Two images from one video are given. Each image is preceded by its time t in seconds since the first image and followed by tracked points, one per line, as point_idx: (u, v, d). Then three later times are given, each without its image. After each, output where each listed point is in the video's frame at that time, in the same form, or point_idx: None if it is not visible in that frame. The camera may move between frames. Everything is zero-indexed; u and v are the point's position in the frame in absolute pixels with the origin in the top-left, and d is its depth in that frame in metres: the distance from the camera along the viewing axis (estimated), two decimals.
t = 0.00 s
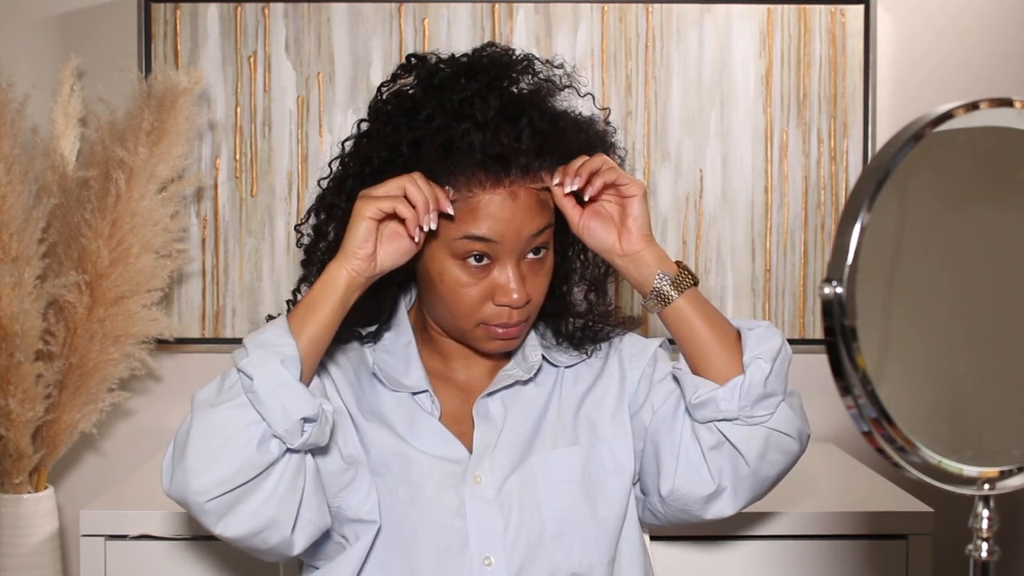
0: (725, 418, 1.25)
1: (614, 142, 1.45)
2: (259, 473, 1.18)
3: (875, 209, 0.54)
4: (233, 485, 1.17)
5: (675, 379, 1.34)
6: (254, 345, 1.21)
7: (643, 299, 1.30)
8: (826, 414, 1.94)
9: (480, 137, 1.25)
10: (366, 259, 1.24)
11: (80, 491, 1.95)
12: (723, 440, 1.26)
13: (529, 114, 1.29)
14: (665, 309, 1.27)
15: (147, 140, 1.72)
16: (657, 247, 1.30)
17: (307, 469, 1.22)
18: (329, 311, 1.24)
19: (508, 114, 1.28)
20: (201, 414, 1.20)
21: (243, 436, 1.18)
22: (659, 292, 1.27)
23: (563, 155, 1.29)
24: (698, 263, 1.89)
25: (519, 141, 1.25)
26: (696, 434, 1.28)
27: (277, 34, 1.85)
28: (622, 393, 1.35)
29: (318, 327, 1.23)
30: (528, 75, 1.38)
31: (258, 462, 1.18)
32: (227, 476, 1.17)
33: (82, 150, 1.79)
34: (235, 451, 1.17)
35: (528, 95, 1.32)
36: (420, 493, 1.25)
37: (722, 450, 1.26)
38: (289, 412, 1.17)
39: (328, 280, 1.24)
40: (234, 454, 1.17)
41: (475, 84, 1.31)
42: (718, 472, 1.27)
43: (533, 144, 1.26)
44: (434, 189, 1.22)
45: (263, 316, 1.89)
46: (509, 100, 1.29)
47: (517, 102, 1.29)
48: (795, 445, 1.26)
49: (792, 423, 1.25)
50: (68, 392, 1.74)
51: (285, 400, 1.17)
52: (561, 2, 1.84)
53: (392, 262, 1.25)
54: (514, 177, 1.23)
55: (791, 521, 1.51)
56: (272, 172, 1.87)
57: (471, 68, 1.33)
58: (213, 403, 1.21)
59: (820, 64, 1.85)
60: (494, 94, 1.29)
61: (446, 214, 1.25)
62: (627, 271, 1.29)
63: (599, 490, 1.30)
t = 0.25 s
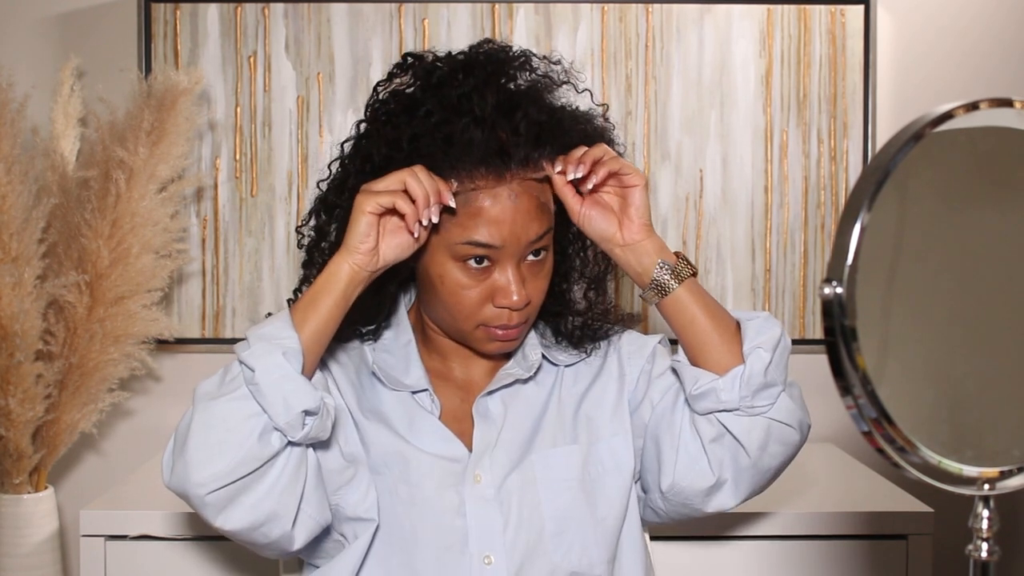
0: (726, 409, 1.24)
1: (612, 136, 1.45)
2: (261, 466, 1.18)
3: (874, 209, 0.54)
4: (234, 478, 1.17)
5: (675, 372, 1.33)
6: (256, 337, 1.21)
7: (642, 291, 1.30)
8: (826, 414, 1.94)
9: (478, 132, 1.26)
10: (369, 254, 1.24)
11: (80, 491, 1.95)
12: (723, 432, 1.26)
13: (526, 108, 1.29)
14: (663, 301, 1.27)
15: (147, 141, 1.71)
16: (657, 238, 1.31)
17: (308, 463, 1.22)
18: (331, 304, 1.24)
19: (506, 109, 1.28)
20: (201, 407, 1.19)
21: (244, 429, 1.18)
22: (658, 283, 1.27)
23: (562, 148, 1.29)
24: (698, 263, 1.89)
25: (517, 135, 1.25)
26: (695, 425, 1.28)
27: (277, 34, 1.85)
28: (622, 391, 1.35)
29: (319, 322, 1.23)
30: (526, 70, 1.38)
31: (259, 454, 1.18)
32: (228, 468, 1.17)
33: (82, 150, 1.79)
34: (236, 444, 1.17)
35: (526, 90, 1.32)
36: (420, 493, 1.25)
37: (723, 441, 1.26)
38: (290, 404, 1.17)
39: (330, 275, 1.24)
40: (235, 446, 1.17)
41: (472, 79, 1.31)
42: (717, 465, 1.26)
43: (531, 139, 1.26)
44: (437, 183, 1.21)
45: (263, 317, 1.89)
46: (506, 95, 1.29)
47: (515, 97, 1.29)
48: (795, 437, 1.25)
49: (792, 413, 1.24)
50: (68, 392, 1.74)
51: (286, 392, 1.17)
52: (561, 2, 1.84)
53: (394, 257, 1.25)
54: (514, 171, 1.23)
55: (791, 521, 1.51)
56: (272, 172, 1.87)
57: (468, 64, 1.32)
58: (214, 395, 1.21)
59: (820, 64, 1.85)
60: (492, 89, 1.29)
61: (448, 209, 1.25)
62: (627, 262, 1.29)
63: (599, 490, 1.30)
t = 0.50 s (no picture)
0: (724, 418, 1.24)
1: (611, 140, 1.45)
2: (258, 471, 1.18)
3: (874, 209, 0.54)
4: (232, 484, 1.18)
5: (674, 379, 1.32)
6: (254, 343, 1.21)
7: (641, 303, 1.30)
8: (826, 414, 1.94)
9: (477, 138, 1.25)
10: (365, 262, 1.24)
11: (80, 491, 1.95)
12: (722, 440, 1.26)
13: (525, 114, 1.29)
14: (662, 311, 1.27)
15: (148, 141, 1.72)
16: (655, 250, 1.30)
17: (304, 469, 1.23)
18: (327, 311, 1.24)
19: (506, 114, 1.28)
20: (199, 413, 1.20)
21: (242, 434, 1.18)
22: (656, 293, 1.27)
23: (561, 156, 1.29)
24: (698, 263, 1.89)
25: (516, 141, 1.25)
26: (694, 433, 1.28)
27: (277, 34, 1.85)
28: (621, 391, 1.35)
29: (317, 327, 1.23)
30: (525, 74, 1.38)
31: (257, 460, 1.18)
32: (224, 473, 1.17)
33: (82, 150, 1.79)
34: (234, 449, 1.17)
35: (525, 94, 1.32)
36: (419, 493, 1.25)
37: (722, 451, 1.26)
38: (288, 410, 1.17)
39: (327, 282, 1.24)
40: (232, 452, 1.17)
41: (471, 84, 1.30)
42: (718, 472, 1.27)
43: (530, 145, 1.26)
44: (434, 194, 1.21)
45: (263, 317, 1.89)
46: (505, 100, 1.29)
47: (514, 102, 1.29)
48: (794, 445, 1.25)
49: (790, 422, 1.24)
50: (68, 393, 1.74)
51: (283, 398, 1.17)
52: (561, 2, 1.84)
53: (389, 266, 1.25)
54: (509, 176, 1.23)
55: (791, 521, 1.51)
56: (272, 173, 1.87)
57: (467, 68, 1.32)
58: (212, 401, 1.21)
59: (820, 64, 1.85)
60: (492, 94, 1.29)
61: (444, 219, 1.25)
62: (625, 274, 1.29)
63: (599, 490, 1.30)
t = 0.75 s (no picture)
0: (726, 418, 1.24)
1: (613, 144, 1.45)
2: (257, 469, 1.18)
3: (875, 209, 0.54)
4: (231, 482, 1.17)
5: (675, 380, 1.33)
6: (253, 342, 1.21)
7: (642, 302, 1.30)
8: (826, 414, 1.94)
9: (479, 138, 1.25)
10: (365, 262, 1.24)
11: (80, 491, 1.95)
12: (723, 440, 1.26)
13: (527, 115, 1.29)
14: (663, 311, 1.27)
15: (147, 140, 1.72)
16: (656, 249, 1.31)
17: (303, 468, 1.23)
18: (327, 310, 1.24)
19: (507, 115, 1.28)
20: (198, 411, 1.19)
21: (241, 433, 1.18)
22: (658, 294, 1.27)
23: (563, 157, 1.29)
24: (698, 263, 1.89)
25: (518, 142, 1.25)
26: (696, 433, 1.28)
27: (277, 34, 1.85)
28: (622, 391, 1.35)
29: (317, 326, 1.23)
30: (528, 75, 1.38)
31: (256, 459, 1.18)
32: (223, 472, 1.17)
33: (82, 150, 1.79)
34: (233, 448, 1.17)
35: (527, 95, 1.32)
36: (420, 493, 1.25)
37: (723, 451, 1.26)
38: (287, 408, 1.17)
39: (327, 281, 1.24)
40: (231, 451, 1.17)
41: (473, 85, 1.31)
42: (719, 473, 1.27)
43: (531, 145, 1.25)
44: (434, 195, 1.22)
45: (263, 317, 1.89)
46: (507, 101, 1.29)
47: (516, 103, 1.29)
48: (795, 446, 1.25)
49: (792, 422, 1.24)
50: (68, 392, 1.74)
51: (283, 396, 1.17)
52: (561, 2, 1.84)
53: (389, 266, 1.25)
54: (512, 178, 1.23)
55: (791, 521, 1.51)
56: (272, 173, 1.87)
57: (469, 69, 1.33)
58: (211, 399, 1.21)
59: (820, 64, 1.85)
60: (494, 95, 1.29)
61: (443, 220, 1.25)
62: (627, 274, 1.29)
63: (599, 490, 1.30)
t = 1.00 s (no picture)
0: (726, 414, 1.25)
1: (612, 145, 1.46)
2: (254, 473, 1.18)
3: (874, 209, 0.54)
4: (228, 486, 1.18)
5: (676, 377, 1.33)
6: (251, 344, 1.21)
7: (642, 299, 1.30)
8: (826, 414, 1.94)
9: (475, 139, 1.26)
10: (362, 264, 1.24)
11: (81, 491, 1.95)
12: (725, 437, 1.26)
13: (524, 114, 1.29)
14: (662, 308, 1.27)
15: (148, 140, 1.72)
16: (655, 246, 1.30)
17: (299, 470, 1.23)
18: (324, 311, 1.23)
19: (505, 114, 1.28)
20: (195, 414, 1.19)
21: (238, 436, 1.18)
22: (657, 291, 1.27)
23: (561, 156, 1.29)
24: (697, 263, 1.89)
25: (516, 142, 1.25)
26: (697, 430, 1.28)
27: (277, 34, 1.85)
28: (622, 390, 1.35)
29: (315, 325, 1.23)
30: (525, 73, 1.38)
31: (253, 462, 1.18)
32: (219, 475, 1.17)
33: (82, 150, 1.79)
34: (229, 451, 1.17)
35: (524, 94, 1.32)
36: (419, 493, 1.25)
37: (726, 447, 1.26)
38: (284, 412, 1.17)
39: (324, 285, 1.24)
40: (228, 455, 1.17)
41: (470, 85, 1.31)
42: (720, 469, 1.26)
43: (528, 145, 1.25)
44: (431, 198, 1.22)
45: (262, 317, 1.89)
46: (504, 100, 1.29)
47: (513, 103, 1.30)
48: (797, 441, 1.25)
49: (793, 418, 1.24)
50: (68, 393, 1.74)
51: (279, 400, 1.17)
52: (561, 2, 1.84)
53: (386, 269, 1.25)
54: (508, 178, 1.23)
55: (791, 521, 1.51)
56: (272, 173, 1.87)
57: (465, 68, 1.32)
58: (208, 402, 1.21)
59: (820, 64, 1.85)
60: (491, 95, 1.29)
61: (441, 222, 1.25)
62: (627, 272, 1.29)
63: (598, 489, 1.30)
